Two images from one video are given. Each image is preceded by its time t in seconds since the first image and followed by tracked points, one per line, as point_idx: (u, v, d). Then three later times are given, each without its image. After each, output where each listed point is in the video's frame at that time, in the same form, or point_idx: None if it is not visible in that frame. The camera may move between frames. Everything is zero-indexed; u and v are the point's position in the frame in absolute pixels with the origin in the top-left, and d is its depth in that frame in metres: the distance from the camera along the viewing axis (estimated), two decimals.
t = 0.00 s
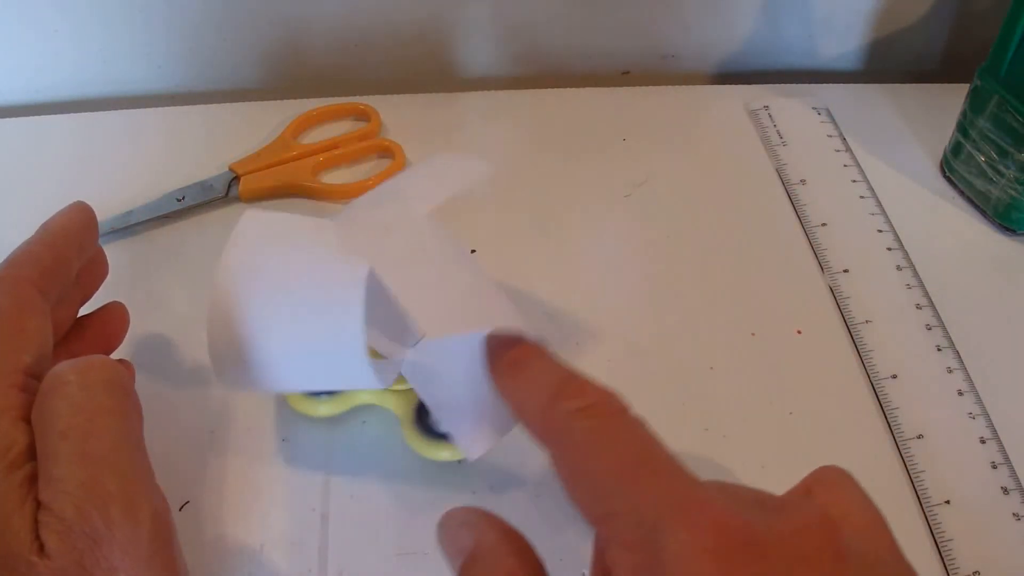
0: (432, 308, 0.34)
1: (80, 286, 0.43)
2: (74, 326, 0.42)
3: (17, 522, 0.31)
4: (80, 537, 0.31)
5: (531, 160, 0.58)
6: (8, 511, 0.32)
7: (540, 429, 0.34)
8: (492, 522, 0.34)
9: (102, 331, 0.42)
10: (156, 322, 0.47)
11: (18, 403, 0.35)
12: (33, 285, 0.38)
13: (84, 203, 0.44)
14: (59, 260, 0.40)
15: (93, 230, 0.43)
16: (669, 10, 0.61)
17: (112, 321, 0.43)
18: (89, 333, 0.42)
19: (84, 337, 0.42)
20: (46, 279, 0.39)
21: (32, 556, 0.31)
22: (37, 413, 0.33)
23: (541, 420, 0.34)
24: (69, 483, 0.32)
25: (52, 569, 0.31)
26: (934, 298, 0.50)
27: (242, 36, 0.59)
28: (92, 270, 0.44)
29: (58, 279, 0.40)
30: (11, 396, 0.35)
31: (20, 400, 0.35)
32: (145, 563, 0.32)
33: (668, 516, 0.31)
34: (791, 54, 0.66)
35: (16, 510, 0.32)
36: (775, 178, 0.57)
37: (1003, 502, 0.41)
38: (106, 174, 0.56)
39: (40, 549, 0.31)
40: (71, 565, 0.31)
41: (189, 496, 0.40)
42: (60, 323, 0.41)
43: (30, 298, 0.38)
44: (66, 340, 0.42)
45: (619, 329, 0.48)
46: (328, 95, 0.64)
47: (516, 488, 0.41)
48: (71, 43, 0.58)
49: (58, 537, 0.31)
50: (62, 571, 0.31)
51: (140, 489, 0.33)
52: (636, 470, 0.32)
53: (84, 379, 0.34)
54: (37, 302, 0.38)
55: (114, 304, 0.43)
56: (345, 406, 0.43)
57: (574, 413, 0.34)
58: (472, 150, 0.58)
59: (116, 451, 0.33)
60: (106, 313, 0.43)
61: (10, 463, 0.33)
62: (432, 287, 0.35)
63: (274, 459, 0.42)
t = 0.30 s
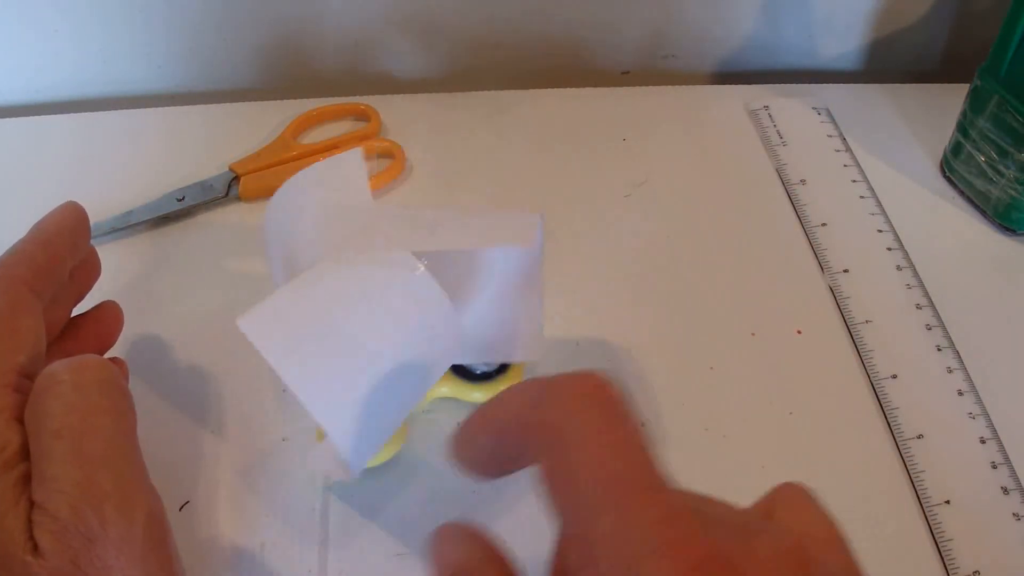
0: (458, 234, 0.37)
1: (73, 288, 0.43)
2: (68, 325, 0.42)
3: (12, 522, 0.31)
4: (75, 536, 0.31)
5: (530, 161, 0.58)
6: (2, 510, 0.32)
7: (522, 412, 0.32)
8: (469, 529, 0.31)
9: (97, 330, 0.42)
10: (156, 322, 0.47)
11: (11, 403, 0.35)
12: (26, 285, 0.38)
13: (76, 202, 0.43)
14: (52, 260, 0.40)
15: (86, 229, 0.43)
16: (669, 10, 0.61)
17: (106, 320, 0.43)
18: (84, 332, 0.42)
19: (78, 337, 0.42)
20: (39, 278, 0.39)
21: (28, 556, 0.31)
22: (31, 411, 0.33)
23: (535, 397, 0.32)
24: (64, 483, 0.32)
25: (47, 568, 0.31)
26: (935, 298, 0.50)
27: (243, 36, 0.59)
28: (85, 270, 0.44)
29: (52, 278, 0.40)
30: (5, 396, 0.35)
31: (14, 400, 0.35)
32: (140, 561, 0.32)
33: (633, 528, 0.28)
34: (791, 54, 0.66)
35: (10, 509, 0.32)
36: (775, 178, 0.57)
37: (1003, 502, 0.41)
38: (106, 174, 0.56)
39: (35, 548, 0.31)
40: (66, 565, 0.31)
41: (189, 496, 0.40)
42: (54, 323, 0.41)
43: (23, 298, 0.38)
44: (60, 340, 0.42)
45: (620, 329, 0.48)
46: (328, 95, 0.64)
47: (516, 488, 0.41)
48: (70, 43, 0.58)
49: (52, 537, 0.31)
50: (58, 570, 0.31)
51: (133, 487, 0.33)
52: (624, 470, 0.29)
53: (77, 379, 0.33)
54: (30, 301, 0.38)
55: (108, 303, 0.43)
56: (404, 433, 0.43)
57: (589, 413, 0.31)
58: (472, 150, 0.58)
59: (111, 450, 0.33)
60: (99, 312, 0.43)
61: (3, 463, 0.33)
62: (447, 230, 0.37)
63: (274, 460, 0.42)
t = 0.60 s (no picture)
0: (451, 235, 0.37)
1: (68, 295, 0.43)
2: (65, 325, 0.42)
3: (8, 523, 0.32)
4: (70, 536, 0.31)
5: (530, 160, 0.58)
6: None
7: (365, 488, 0.31)
8: (342, 546, 0.32)
9: (94, 330, 0.42)
10: (157, 321, 0.47)
11: (7, 404, 0.35)
12: (20, 286, 0.38)
13: (72, 202, 0.43)
14: (47, 261, 0.40)
15: (81, 230, 0.43)
16: (670, 10, 0.61)
17: (104, 319, 0.43)
18: (80, 332, 0.42)
19: (75, 337, 0.42)
20: (34, 279, 0.39)
21: (23, 556, 0.31)
22: (26, 413, 0.33)
23: (374, 467, 0.31)
24: (58, 483, 0.32)
25: (43, 568, 0.31)
26: (935, 298, 0.50)
27: (242, 36, 0.59)
28: (82, 270, 0.44)
29: (47, 279, 0.40)
30: (1, 396, 0.35)
31: (10, 401, 0.35)
32: (136, 559, 0.32)
33: (510, 568, 0.25)
34: (791, 55, 0.66)
35: (6, 510, 0.32)
36: (775, 178, 0.58)
37: (1003, 502, 0.41)
38: (106, 174, 0.56)
39: (32, 548, 0.32)
40: (61, 564, 0.31)
41: (190, 496, 0.40)
42: (50, 323, 0.41)
43: (19, 300, 0.37)
44: (58, 340, 0.42)
45: (621, 329, 0.48)
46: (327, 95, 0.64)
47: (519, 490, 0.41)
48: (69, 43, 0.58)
49: (47, 537, 0.31)
50: (54, 569, 0.31)
51: (129, 485, 0.33)
52: (489, 514, 0.27)
53: (72, 379, 0.34)
54: (25, 302, 0.38)
55: (105, 303, 0.43)
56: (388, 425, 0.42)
57: (378, 464, 0.31)
58: (472, 150, 0.58)
59: (106, 449, 0.33)
60: (96, 312, 0.43)
61: None
62: (444, 235, 0.36)
63: (274, 460, 0.42)
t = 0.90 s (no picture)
0: (432, 276, 0.36)
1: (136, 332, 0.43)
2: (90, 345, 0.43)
3: (13, 523, 0.32)
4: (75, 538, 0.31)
5: (529, 160, 0.58)
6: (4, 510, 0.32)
7: (286, 499, 0.30)
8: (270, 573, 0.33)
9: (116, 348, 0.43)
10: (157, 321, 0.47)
11: (20, 408, 0.35)
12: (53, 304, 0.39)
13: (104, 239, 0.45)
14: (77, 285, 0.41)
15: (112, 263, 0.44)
16: (669, 11, 0.61)
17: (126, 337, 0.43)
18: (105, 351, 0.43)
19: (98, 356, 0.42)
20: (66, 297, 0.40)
21: (27, 557, 0.31)
22: (36, 413, 0.33)
23: (296, 484, 0.30)
24: (65, 485, 0.32)
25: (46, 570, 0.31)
26: (935, 298, 0.50)
27: (242, 37, 0.59)
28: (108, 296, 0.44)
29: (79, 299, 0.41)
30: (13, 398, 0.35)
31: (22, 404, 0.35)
32: (140, 562, 0.32)
33: None
34: (792, 55, 0.66)
35: (12, 510, 0.32)
36: (775, 178, 0.58)
37: (1003, 502, 0.41)
38: (106, 174, 0.56)
39: (36, 550, 0.31)
40: (65, 566, 0.31)
41: (190, 496, 0.40)
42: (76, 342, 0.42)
43: (53, 317, 0.38)
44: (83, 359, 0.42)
45: (620, 329, 0.48)
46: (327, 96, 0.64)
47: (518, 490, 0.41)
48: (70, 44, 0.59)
49: (53, 539, 0.31)
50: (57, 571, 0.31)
51: (135, 488, 0.33)
52: (415, 527, 0.29)
53: (82, 379, 0.34)
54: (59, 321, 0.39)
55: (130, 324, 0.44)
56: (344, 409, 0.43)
57: (300, 482, 0.30)
58: (472, 151, 0.58)
59: (114, 451, 0.33)
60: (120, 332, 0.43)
61: (5, 464, 0.33)
62: (425, 278, 0.36)
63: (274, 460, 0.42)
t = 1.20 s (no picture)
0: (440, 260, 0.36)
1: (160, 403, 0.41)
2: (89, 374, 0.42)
3: (14, 528, 0.32)
4: (78, 545, 0.31)
5: (529, 160, 0.58)
6: (10, 513, 0.32)
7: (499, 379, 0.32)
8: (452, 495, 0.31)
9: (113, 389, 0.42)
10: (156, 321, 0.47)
11: (30, 418, 0.35)
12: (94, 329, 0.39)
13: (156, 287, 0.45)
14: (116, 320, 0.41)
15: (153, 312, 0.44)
16: (669, 11, 0.61)
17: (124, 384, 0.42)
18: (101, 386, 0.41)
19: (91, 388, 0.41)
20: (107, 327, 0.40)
21: (29, 560, 0.32)
22: (47, 415, 0.33)
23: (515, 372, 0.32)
24: (71, 490, 0.31)
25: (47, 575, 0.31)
26: (935, 298, 0.50)
27: (243, 37, 0.59)
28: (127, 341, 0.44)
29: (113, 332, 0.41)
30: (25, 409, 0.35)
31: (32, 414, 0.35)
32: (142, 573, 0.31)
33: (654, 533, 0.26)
34: (791, 55, 0.66)
35: (14, 514, 0.32)
36: (775, 178, 0.58)
37: (1003, 502, 0.41)
38: (106, 174, 0.56)
39: (38, 554, 0.32)
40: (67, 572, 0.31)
41: (190, 496, 0.40)
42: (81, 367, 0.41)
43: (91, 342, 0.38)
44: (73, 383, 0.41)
45: (620, 329, 0.48)
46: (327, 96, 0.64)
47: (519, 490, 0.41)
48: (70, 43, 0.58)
49: (55, 545, 0.31)
50: None
51: (142, 495, 0.32)
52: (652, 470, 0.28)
53: (95, 383, 0.34)
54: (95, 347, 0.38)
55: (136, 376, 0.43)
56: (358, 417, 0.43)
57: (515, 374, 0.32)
58: (472, 151, 0.58)
59: (123, 456, 0.33)
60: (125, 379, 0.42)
61: (10, 471, 0.33)
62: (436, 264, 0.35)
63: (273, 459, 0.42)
